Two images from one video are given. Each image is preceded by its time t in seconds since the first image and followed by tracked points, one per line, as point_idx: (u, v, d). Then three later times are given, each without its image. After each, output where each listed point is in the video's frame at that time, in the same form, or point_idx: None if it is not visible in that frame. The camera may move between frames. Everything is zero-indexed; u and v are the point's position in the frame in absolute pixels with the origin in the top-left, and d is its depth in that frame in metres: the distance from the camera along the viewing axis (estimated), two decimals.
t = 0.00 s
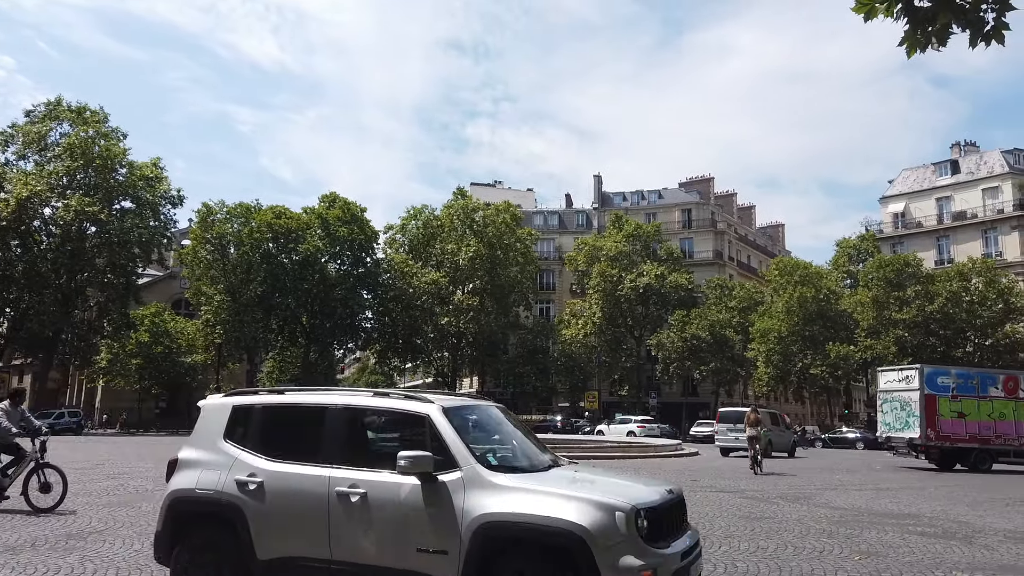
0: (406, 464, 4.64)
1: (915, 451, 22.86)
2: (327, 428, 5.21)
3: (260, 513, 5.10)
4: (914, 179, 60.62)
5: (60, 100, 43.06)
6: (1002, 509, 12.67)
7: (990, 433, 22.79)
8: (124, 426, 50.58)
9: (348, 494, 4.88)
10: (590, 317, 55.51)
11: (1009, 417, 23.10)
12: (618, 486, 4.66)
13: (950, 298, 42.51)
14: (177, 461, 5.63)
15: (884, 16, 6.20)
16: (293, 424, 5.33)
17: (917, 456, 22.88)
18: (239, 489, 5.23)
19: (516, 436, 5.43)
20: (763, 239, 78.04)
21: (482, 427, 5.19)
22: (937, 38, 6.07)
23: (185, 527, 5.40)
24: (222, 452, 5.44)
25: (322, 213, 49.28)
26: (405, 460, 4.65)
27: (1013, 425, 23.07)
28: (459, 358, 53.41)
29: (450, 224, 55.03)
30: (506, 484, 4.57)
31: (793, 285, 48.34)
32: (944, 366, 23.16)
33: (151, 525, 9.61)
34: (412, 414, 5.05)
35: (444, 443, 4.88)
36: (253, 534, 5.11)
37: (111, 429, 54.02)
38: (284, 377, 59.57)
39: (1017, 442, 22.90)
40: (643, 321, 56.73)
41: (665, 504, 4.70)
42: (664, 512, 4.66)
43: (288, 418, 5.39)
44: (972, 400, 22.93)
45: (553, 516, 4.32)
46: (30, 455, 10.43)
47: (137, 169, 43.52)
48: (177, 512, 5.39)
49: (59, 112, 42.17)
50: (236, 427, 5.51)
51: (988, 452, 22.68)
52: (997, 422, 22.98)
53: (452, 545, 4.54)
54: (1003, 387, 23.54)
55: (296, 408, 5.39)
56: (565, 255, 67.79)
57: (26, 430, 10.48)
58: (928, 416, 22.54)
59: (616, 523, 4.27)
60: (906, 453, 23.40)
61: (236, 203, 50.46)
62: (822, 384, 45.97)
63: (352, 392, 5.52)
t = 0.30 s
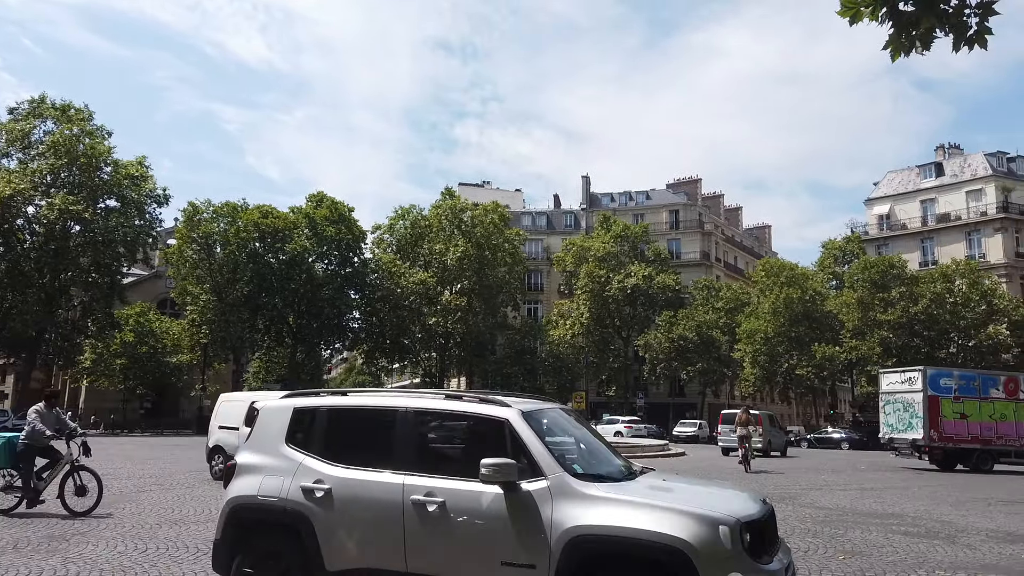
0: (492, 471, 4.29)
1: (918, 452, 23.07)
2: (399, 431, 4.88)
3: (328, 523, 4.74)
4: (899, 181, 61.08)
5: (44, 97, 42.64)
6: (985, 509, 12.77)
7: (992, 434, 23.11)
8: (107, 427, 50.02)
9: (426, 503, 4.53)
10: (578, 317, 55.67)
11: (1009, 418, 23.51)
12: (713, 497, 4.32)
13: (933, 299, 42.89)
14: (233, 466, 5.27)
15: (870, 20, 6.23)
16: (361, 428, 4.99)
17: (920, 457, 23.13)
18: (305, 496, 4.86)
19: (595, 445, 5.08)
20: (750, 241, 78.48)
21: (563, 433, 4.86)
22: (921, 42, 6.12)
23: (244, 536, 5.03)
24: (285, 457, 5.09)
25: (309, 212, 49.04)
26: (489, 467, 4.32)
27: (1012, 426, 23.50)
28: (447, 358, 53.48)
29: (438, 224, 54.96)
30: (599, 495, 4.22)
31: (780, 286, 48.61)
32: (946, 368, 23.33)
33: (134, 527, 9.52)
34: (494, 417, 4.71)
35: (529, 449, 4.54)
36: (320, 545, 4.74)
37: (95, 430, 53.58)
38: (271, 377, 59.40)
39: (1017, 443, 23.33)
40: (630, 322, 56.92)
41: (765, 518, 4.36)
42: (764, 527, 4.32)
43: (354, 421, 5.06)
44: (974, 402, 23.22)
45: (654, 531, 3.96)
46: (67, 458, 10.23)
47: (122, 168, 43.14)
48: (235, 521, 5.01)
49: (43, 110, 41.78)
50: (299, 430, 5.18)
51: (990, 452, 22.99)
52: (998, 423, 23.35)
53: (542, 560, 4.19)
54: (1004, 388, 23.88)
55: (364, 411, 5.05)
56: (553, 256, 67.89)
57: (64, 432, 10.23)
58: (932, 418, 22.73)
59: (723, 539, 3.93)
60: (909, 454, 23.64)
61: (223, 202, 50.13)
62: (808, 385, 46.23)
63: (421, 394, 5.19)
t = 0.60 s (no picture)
0: (572, 478, 4.22)
1: (920, 452, 23.34)
2: (466, 434, 4.80)
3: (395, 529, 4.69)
4: (883, 184, 61.60)
5: (25, 95, 42.14)
6: (965, 509, 12.91)
7: (993, 435, 23.39)
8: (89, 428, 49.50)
9: (500, 510, 4.47)
10: (564, 319, 55.77)
11: (1010, 420, 23.84)
12: (809, 507, 4.20)
13: (916, 301, 43.33)
14: (292, 470, 5.21)
15: (853, 24, 6.29)
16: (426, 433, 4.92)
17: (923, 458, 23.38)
18: (370, 502, 4.81)
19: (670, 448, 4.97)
20: (735, 243, 78.88)
21: (639, 437, 4.76)
22: (904, 46, 6.19)
23: (303, 543, 4.96)
24: (345, 461, 5.04)
25: (295, 212, 48.77)
26: (569, 474, 4.24)
27: (1013, 427, 23.82)
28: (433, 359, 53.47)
29: (424, 224, 54.84)
30: (687, 505, 4.13)
31: (765, 287, 48.88)
32: (948, 370, 23.63)
33: (117, 528, 9.47)
34: (570, 420, 4.61)
35: (607, 453, 4.46)
36: (387, 552, 4.69)
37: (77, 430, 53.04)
38: (256, 377, 59.07)
39: (1016, 444, 23.64)
40: (617, 322, 56.72)
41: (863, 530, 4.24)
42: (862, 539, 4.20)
43: (417, 425, 4.98)
44: (975, 403, 23.48)
45: (752, 542, 3.86)
46: (89, 461, 10.08)
47: (105, 167, 42.69)
48: (295, 528, 4.95)
49: (25, 108, 41.30)
50: (359, 433, 5.13)
51: (990, 453, 23.26)
52: (998, 425, 23.65)
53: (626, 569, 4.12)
54: (1004, 390, 24.27)
55: (428, 413, 4.99)
56: (539, 257, 67.95)
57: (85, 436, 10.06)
58: (934, 419, 22.98)
59: (826, 552, 3.82)
60: (911, 455, 23.89)
61: (208, 201, 49.76)
62: (792, 385, 46.44)
63: (485, 395, 5.12)
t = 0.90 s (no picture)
0: (653, 487, 4.01)
1: (923, 454, 23.59)
2: (534, 439, 4.61)
3: (459, 538, 4.50)
4: (867, 187, 62.09)
5: (9, 93, 41.75)
6: (950, 508, 13.03)
7: (995, 436, 23.66)
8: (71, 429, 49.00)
9: (573, 519, 4.27)
10: (552, 320, 55.87)
11: (1011, 421, 24.15)
12: (899, 516, 4.05)
13: (901, 303, 43.76)
14: (348, 476, 5.04)
15: (838, 27, 6.34)
16: (492, 437, 4.75)
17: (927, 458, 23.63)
18: (432, 509, 4.62)
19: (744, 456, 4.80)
20: (721, 244, 79.25)
21: (719, 445, 4.56)
22: (888, 50, 6.24)
23: (360, 551, 4.78)
24: (405, 465, 4.87)
25: (282, 212, 48.49)
26: (649, 481, 4.03)
27: (1015, 428, 24.13)
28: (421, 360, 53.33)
29: (412, 225, 54.73)
30: (780, 513, 3.96)
31: (751, 288, 49.15)
32: (952, 372, 23.93)
33: (99, 531, 9.35)
34: (645, 426, 4.43)
35: (688, 461, 4.27)
36: (451, 563, 4.49)
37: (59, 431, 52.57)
38: (242, 377, 58.79)
39: (1019, 445, 23.94)
40: (604, 323, 56.86)
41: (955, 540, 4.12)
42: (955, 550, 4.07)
43: (481, 428, 4.80)
44: (979, 405, 23.80)
45: (855, 552, 3.70)
46: (118, 464, 9.99)
47: (89, 165, 42.28)
48: (353, 535, 4.78)
49: (7, 106, 40.91)
50: (416, 436, 4.96)
51: (993, 454, 23.53)
52: (1000, 426, 23.94)
53: None
54: (1006, 392, 24.62)
55: (491, 416, 4.80)
56: (526, 258, 68.01)
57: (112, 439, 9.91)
58: (938, 420, 23.20)
59: (928, 563, 3.68)
60: (914, 455, 24.15)
61: (193, 201, 49.48)
62: (778, 386, 46.59)
63: (550, 396, 4.93)
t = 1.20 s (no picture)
0: (726, 497, 3.88)
1: (927, 455, 23.86)
2: (593, 444, 4.52)
3: (517, 546, 4.41)
4: (850, 189, 62.56)
5: None
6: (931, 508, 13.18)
7: (995, 438, 23.96)
8: (50, 430, 48.39)
9: (639, 529, 4.16)
10: (537, 321, 55.97)
11: (1011, 423, 24.45)
12: (985, 526, 3.91)
13: (882, 304, 44.29)
14: (396, 480, 4.97)
15: (821, 31, 6.41)
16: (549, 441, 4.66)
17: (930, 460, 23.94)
18: (488, 516, 4.54)
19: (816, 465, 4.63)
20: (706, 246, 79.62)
21: (788, 450, 4.41)
22: (870, 55, 6.29)
23: (412, 559, 4.73)
24: (459, 470, 4.79)
25: (266, 212, 48.18)
26: (723, 491, 3.91)
27: (1015, 429, 24.45)
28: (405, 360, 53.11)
29: (397, 225, 54.55)
30: (865, 524, 3.82)
31: (734, 289, 49.45)
32: (953, 375, 24.16)
33: (78, 533, 9.25)
34: (713, 429, 4.30)
35: (762, 468, 4.12)
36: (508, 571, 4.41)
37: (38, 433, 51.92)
38: (225, 378, 58.39)
39: (1018, 447, 24.28)
40: (589, 325, 56.93)
41: None
42: None
43: (537, 433, 4.71)
44: (980, 407, 23.96)
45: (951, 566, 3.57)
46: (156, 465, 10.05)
47: (70, 164, 41.71)
48: (404, 541, 4.71)
49: None
50: (470, 440, 4.88)
51: (993, 455, 23.87)
52: (1001, 428, 24.22)
53: None
54: (1007, 394, 24.86)
55: (549, 420, 4.70)
56: (511, 259, 68.02)
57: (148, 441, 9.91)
58: (941, 423, 23.49)
59: None
60: (917, 456, 24.50)
61: (176, 200, 49.11)
62: (761, 388, 46.45)
63: (607, 399, 4.84)
